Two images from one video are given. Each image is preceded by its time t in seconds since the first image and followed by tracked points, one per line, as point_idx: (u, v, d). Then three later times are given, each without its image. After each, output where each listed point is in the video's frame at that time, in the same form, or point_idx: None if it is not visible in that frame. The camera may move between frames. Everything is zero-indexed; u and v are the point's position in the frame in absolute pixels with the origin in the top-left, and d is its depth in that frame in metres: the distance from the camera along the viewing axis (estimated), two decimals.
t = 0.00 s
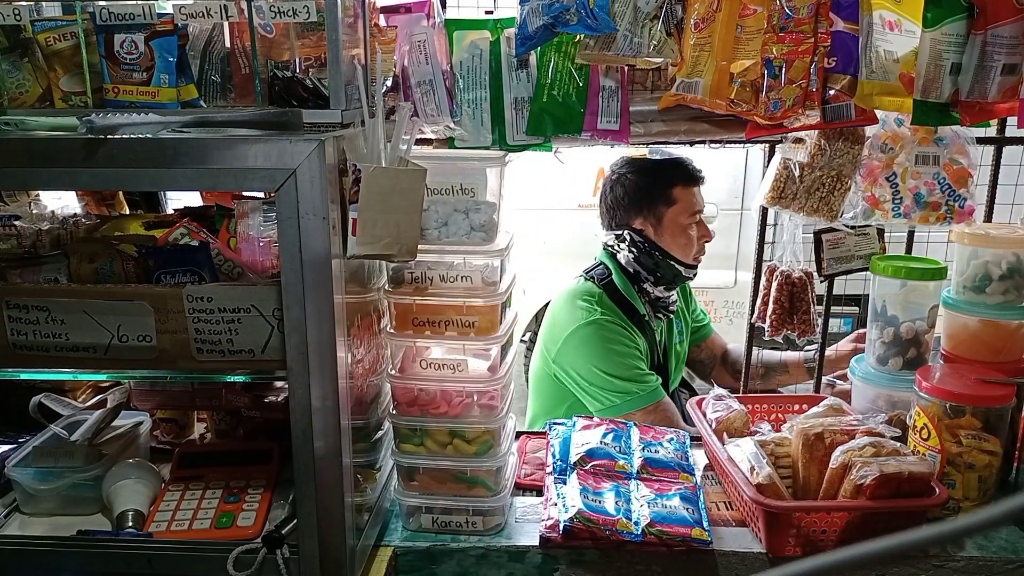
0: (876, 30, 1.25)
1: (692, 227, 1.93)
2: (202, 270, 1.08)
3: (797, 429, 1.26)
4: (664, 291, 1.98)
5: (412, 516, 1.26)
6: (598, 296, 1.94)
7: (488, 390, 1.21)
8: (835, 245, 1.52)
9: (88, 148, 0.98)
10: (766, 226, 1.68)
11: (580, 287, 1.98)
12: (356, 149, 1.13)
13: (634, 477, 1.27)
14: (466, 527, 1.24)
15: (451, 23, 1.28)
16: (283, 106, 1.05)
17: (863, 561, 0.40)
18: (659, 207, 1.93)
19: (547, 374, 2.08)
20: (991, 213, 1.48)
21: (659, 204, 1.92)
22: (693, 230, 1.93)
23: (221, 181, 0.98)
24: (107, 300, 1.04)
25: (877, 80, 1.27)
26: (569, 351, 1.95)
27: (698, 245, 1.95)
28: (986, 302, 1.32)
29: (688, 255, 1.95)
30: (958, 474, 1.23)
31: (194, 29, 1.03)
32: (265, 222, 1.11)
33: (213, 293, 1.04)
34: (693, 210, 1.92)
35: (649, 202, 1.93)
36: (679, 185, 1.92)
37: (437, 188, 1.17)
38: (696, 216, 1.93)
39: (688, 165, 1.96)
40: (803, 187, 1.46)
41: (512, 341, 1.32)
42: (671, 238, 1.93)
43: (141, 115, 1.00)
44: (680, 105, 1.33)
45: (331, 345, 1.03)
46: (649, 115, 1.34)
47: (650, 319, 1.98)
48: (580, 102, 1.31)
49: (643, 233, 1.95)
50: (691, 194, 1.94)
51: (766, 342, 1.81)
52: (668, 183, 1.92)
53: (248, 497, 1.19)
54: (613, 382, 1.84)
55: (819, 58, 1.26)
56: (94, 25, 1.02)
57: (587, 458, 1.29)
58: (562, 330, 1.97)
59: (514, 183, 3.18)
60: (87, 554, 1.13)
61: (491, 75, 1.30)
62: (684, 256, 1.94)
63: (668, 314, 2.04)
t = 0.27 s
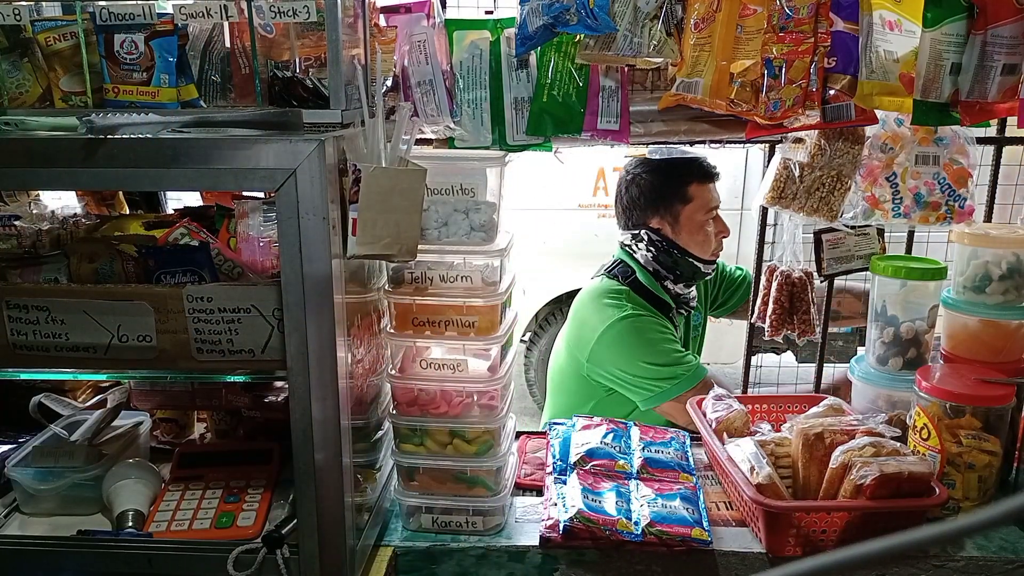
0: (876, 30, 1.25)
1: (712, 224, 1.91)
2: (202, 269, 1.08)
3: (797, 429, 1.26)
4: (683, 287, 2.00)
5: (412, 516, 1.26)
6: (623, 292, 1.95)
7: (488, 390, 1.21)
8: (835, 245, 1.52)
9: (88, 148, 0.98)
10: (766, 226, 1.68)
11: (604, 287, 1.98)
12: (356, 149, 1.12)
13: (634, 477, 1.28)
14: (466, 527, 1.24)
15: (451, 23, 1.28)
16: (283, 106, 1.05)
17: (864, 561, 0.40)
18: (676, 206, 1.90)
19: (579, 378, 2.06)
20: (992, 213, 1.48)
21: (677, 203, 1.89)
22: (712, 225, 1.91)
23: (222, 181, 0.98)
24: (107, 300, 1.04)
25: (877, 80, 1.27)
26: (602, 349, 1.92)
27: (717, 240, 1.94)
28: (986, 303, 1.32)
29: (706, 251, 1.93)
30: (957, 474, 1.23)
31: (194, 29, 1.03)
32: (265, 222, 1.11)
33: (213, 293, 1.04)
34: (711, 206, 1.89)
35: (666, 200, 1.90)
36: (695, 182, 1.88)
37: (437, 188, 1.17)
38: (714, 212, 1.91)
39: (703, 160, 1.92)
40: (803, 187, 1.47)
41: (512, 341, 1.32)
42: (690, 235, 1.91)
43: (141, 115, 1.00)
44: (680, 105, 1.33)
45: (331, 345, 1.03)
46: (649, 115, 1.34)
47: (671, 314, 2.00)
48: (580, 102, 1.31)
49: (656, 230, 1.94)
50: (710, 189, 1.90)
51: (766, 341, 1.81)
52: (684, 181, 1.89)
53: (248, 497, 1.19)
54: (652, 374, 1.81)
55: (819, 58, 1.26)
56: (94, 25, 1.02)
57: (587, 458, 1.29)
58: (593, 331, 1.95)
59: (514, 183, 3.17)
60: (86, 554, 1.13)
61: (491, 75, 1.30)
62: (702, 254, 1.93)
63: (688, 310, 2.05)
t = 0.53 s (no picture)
0: (876, 30, 1.25)
1: (701, 219, 1.89)
2: (202, 269, 1.08)
3: (797, 429, 1.26)
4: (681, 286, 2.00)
5: (412, 516, 1.26)
6: (629, 291, 1.94)
7: (488, 390, 1.21)
8: (835, 245, 1.52)
9: (88, 148, 0.98)
10: (766, 226, 1.68)
11: (610, 287, 1.96)
12: (356, 149, 1.12)
13: (634, 477, 1.28)
14: (466, 527, 1.24)
15: (451, 23, 1.28)
16: (283, 106, 1.05)
17: (864, 561, 0.40)
18: (661, 204, 1.90)
19: (587, 386, 1.99)
20: (992, 213, 1.48)
21: (662, 202, 1.89)
22: (701, 221, 1.89)
23: (221, 181, 0.98)
24: (107, 300, 1.04)
25: (877, 80, 1.27)
26: (617, 351, 1.91)
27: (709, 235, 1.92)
28: (986, 302, 1.32)
29: (698, 248, 1.92)
30: (958, 474, 1.23)
31: (194, 29, 1.03)
32: (265, 222, 1.11)
33: (213, 293, 1.04)
34: (697, 201, 1.88)
35: (652, 201, 1.90)
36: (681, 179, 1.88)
37: (437, 188, 1.17)
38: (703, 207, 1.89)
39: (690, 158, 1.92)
40: (803, 187, 1.46)
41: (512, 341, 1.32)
42: (678, 233, 1.90)
43: (141, 115, 1.00)
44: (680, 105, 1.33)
45: (331, 345, 1.03)
46: (649, 115, 1.34)
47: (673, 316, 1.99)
48: (580, 102, 1.31)
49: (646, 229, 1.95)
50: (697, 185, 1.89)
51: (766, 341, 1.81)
52: (668, 179, 1.88)
53: (248, 497, 1.19)
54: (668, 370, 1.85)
55: (819, 58, 1.26)
56: (94, 25, 1.02)
57: (587, 458, 1.29)
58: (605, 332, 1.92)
59: (514, 183, 3.17)
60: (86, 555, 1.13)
61: (491, 75, 1.30)
62: (694, 250, 1.92)
63: (687, 307, 2.05)
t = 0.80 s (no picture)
0: (876, 30, 1.25)
1: (624, 229, 1.85)
2: (202, 269, 1.08)
3: (797, 429, 1.26)
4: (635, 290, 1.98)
5: (412, 516, 1.26)
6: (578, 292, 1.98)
7: (488, 391, 1.21)
8: (835, 245, 1.52)
9: (88, 148, 0.98)
10: (766, 226, 1.68)
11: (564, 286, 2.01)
12: (356, 149, 1.12)
13: (634, 477, 1.28)
14: (466, 527, 1.24)
15: (451, 23, 1.28)
16: (283, 106, 1.05)
17: (865, 560, 0.40)
18: (597, 211, 1.91)
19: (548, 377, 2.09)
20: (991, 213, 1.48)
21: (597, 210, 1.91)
22: (621, 232, 1.85)
23: (221, 180, 0.98)
24: (107, 300, 1.04)
25: (877, 81, 1.27)
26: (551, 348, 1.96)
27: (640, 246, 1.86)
28: (986, 302, 1.32)
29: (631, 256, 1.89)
30: (958, 474, 1.23)
31: (194, 29, 1.03)
32: (265, 222, 1.11)
33: (212, 293, 1.04)
34: (624, 211, 1.83)
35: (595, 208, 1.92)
36: (617, 186, 1.84)
37: (437, 188, 1.17)
38: (631, 218, 1.84)
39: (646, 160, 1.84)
40: (803, 187, 1.46)
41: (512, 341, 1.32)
42: (606, 243, 1.91)
43: (141, 115, 1.00)
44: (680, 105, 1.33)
45: (331, 345, 1.03)
46: (649, 115, 1.34)
47: (625, 317, 1.98)
48: (580, 102, 1.31)
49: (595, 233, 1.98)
50: (638, 192, 1.83)
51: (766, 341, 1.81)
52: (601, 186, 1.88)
53: (248, 497, 1.19)
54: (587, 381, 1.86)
55: (819, 58, 1.26)
56: (94, 25, 1.02)
57: (587, 458, 1.29)
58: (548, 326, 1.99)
59: (514, 183, 3.17)
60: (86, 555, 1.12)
61: (490, 74, 1.30)
62: (625, 258, 1.90)
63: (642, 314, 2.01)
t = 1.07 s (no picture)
0: (876, 30, 1.25)
1: (593, 220, 1.96)
2: (202, 269, 1.08)
3: (797, 429, 1.26)
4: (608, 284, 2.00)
5: (412, 516, 1.26)
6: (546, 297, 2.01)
7: (488, 391, 1.21)
8: (835, 245, 1.52)
9: (88, 148, 0.98)
10: (766, 226, 1.68)
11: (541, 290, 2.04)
12: (356, 149, 1.12)
13: (634, 477, 1.28)
14: (465, 527, 1.23)
15: (452, 23, 1.28)
16: (283, 106, 1.05)
17: (865, 561, 0.40)
18: (572, 202, 2.01)
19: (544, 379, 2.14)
20: (991, 213, 1.48)
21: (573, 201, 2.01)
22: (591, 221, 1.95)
23: (221, 180, 0.98)
24: (106, 300, 1.04)
25: (877, 81, 1.27)
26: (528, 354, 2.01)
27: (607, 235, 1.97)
28: (986, 302, 1.32)
29: (597, 248, 2.00)
30: (958, 474, 1.23)
31: (194, 29, 1.03)
32: (265, 222, 1.10)
33: (213, 293, 1.04)
34: (593, 202, 1.94)
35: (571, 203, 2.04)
36: (590, 176, 1.94)
37: (437, 188, 1.17)
38: (599, 208, 1.95)
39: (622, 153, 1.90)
40: (803, 187, 1.46)
41: (512, 341, 1.32)
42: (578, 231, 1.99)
43: (141, 115, 1.00)
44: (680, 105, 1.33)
45: (331, 344, 1.03)
46: (649, 115, 1.34)
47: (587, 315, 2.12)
48: (580, 102, 1.31)
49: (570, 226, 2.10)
50: (611, 183, 1.94)
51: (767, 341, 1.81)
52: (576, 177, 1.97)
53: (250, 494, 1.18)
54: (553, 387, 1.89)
55: (819, 58, 1.26)
56: (94, 25, 1.02)
57: (587, 458, 1.30)
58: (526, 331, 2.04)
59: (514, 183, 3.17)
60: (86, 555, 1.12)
61: (491, 74, 1.30)
62: (592, 248, 2.02)
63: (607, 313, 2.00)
